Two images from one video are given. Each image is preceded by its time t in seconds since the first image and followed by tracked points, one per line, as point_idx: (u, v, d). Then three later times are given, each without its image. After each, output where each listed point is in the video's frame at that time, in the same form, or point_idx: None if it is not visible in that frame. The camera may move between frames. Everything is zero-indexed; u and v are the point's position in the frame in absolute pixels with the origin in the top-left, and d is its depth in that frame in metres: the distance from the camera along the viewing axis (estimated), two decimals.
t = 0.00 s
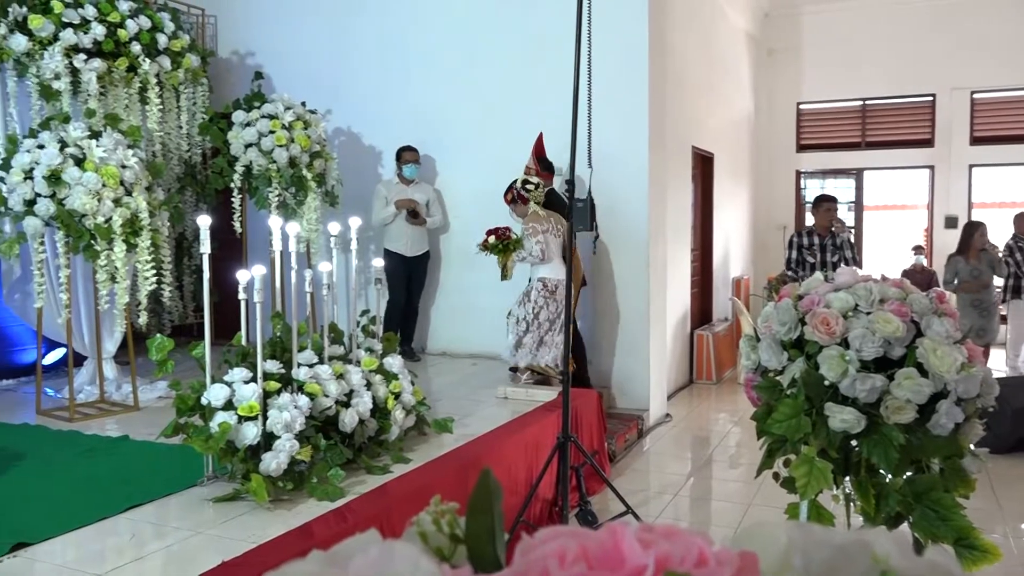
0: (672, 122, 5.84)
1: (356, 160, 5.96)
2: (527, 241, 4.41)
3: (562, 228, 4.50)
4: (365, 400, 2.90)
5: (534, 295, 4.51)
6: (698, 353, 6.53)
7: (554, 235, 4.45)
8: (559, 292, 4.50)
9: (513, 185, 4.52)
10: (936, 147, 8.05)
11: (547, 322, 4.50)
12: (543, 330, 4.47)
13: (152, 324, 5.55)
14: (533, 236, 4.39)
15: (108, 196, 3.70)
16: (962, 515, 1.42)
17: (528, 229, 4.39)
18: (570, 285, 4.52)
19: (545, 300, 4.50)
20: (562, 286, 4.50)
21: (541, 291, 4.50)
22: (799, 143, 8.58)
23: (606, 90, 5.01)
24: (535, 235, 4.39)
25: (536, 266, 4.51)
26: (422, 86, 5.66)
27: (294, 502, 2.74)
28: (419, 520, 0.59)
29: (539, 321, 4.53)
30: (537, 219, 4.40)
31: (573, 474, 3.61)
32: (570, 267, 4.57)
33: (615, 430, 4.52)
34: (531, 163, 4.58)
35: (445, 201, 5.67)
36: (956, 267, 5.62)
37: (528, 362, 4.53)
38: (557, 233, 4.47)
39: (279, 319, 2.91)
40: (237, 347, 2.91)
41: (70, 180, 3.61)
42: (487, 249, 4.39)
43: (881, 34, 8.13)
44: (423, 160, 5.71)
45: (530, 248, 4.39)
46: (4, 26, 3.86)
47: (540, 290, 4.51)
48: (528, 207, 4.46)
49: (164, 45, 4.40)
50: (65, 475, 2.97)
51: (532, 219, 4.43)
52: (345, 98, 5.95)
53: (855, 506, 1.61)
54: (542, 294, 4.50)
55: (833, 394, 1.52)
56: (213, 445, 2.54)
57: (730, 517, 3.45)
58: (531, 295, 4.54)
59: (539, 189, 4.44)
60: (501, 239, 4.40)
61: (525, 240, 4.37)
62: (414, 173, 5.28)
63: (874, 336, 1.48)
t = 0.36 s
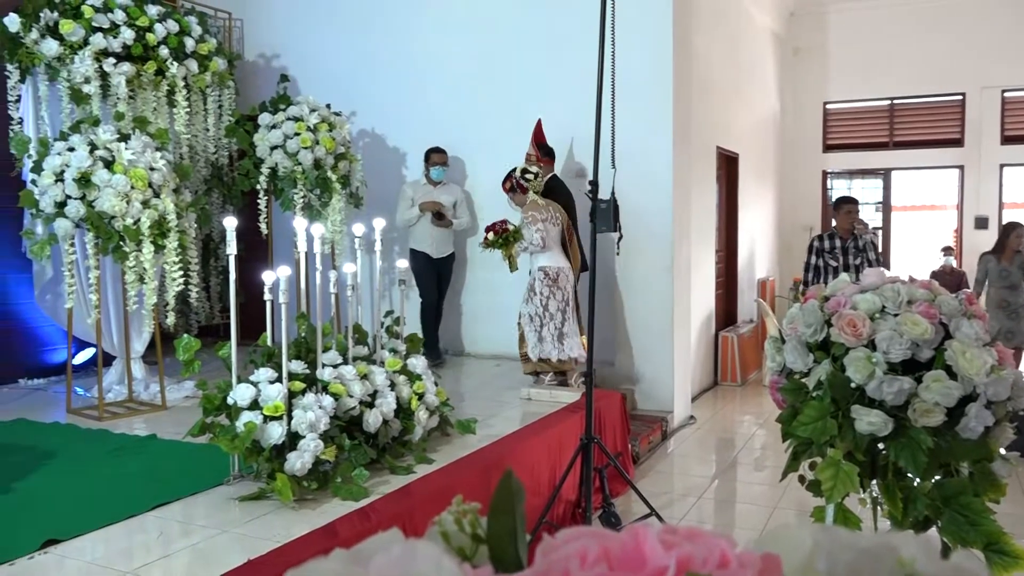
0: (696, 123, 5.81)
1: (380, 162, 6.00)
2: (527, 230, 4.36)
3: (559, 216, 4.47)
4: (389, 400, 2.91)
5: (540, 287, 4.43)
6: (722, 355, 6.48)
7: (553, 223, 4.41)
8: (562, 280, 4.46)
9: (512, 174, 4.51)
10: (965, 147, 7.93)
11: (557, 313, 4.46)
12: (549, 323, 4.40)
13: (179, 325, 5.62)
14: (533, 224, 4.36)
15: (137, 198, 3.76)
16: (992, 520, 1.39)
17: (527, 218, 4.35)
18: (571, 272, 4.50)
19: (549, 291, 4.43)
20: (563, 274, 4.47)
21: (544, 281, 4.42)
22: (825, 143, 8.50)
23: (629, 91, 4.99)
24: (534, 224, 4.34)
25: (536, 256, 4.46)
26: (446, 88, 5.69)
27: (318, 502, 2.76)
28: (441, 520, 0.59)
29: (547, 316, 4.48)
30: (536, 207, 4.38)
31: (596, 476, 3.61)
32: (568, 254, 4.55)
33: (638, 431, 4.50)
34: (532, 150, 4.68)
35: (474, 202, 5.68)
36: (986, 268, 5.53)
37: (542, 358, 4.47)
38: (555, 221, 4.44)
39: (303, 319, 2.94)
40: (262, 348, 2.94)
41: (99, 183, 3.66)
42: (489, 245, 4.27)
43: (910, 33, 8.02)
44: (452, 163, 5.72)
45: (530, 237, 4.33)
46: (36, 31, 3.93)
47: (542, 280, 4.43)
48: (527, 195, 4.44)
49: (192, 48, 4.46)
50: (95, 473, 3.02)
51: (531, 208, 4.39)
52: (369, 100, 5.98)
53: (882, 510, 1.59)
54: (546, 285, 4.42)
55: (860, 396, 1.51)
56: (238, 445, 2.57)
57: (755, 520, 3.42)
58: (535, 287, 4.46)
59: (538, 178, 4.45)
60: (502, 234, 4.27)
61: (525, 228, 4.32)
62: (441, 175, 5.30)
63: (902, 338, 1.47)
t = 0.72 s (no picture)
0: (720, 124, 5.78)
1: (403, 164, 6.02)
2: (534, 223, 4.47)
3: (566, 210, 4.58)
4: (411, 401, 2.92)
5: (546, 281, 4.54)
6: (746, 357, 6.43)
7: (560, 217, 4.51)
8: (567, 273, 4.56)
9: (524, 161, 4.56)
10: (995, 145, 7.80)
11: (562, 306, 4.56)
12: (554, 317, 4.50)
13: (205, 325, 5.69)
14: (540, 218, 4.46)
15: (163, 200, 3.80)
16: (1021, 524, 1.37)
17: (534, 211, 4.46)
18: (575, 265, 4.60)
19: (555, 283, 4.53)
20: (568, 267, 4.58)
21: (550, 276, 4.52)
22: (851, 142, 8.41)
23: (652, 92, 4.97)
24: (542, 217, 4.45)
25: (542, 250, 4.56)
26: (468, 89, 5.70)
27: (342, 501, 2.78)
28: (459, 519, 0.59)
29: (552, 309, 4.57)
30: (544, 199, 4.49)
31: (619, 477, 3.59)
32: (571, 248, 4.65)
33: (661, 433, 4.48)
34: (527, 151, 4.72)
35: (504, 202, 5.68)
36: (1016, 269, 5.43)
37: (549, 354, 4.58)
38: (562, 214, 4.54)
39: (327, 320, 2.96)
40: (286, 348, 2.97)
41: (127, 185, 3.72)
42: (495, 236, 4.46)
43: (937, 30, 7.91)
44: (485, 165, 5.71)
45: (538, 230, 4.44)
46: (65, 35, 3.99)
47: (548, 273, 4.53)
48: (536, 185, 4.53)
49: (217, 52, 4.51)
50: (122, 471, 3.06)
51: (539, 200, 4.50)
52: (392, 103, 6.02)
53: (908, 514, 1.57)
54: (551, 279, 4.53)
55: (885, 398, 1.49)
56: (262, 444, 2.59)
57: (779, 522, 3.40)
58: (541, 281, 4.56)
59: (549, 170, 4.53)
60: (508, 226, 4.46)
61: (531, 221, 4.44)
62: (472, 177, 5.30)
63: (928, 340, 1.45)
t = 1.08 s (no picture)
0: (744, 123, 5.74)
1: (426, 164, 6.04)
2: (536, 221, 4.55)
3: (564, 209, 4.72)
4: (434, 401, 2.94)
5: (547, 280, 4.61)
6: (771, 357, 6.38)
7: (561, 216, 4.64)
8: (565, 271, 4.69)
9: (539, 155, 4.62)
10: None
11: (560, 303, 4.67)
12: (554, 314, 4.59)
13: (230, 325, 5.74)
14: (543, 216, 4.55)
15: (189, 201, 3.85)
16: None
17: (538, 209, 4.54)
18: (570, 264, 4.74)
19: (555, 282, 4.63)
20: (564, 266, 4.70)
21: (552, 274, 4.61)
22: (878, 141, 8.30)
23: (676, 90, 4.95)
24: (545, 215, 4.55)
25: (541, 249, 4.64)
26: (491, 90, 5.71)
27: (365, 500, 2.80)
28: (479, 517, 0.59)
29: (551, 307, 4.65)
30: (548, 199, 4.59)
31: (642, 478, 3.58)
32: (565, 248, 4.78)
33: (685, 433, 4.46)
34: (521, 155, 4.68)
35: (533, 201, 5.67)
36: None
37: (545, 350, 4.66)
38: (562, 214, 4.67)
39: (351, 320, 2.97)
40: (311, 347, 2.99)
41: (154, 186, 3.77)
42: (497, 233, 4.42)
43: (966, 27, 7.79)
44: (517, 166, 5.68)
45: (541, 228, 4.53)
46: (93, 39, 4.06)
47: (550, 272, 4.61)
48: (542, 183, 4.61)
49: (243, 54, 4.57)
50: (148, 468, 3.11)
51: (543, 198, 4.60)
52: (415, 103, 6.04)
53: (936, 517, 1.54)
54: (552, 277, 4.62)
55: (912, 400, 1.47)
56: (287, 443, 2.62)
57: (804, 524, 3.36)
58: (541, 279, 4.63)
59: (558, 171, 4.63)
60: (510, 223, 4.44)
61: (534, 218, 4.52)
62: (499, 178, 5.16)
63: (956, 340, 1.43)
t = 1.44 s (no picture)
0: (770, 122, 5.70)
1: (449, 164, 6.06)
2: (546, 220, 4.50)
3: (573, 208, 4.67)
4: (457, 400, 2.95)
5: (557, 278, 4.57)
6: (797, 357, 6.31)
7: (569, 215, 4.58)
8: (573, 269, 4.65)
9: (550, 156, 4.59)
10: None
11: (565, 300, 4.65)
12: (558, 312, 4.55)
13: (256, 324, 5.80)
14: (553, 215, 4.50)
15: (216, 201, 3.89)
16: None
17: (549, 208, 4.49)
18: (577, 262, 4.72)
19: (564, 280, 4.60)
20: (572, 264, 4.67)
21: (562, 272, 4.57)
22: (906, 140, 8.19)
23: (701, 89, 4.92)
24: (556, 214, 4.50)
25: (550, 247, 4.59)
26: (515, 90, 5.72)
27: (388, 499, 2.81)
28: (496, 516, 0.59)
29: (555, 305, 4.61)
30: (558, 197, 4.53)
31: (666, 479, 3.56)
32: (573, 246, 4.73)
33: (709, 435, 4.43)
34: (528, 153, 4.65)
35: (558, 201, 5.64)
36: None
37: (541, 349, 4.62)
38: (571, 212, 4.62)
39: (374, 319, 2.99)
40: (334, 347, 3.00)
41: (181, 186, 3.81)
42: (506, 231, 4.37)
43: (998, 23, 7.64)
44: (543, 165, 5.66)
45: (552, 226, 4.48)
46: (122, 41, 4.11)
47: (560, 270, 4.57)
48: (552, 182, 4.55)
49: (268, 55, 4.61)
50: (174, 465, 3.15)
51: (552, 197, 4.53)
52: (439, 104, 6.06)
53: (963, 521, 1.52)
54: (562, 275, 4.57)
55: (939, 402, 1.45)
56: (311, 442, 2.64)
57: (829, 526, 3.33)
58: (550, 278, 4.59)
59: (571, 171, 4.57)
60: (520, 221, 4.37)
61: (545, 218, 4.47)
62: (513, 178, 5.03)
63: (985, 341, 1.40)
